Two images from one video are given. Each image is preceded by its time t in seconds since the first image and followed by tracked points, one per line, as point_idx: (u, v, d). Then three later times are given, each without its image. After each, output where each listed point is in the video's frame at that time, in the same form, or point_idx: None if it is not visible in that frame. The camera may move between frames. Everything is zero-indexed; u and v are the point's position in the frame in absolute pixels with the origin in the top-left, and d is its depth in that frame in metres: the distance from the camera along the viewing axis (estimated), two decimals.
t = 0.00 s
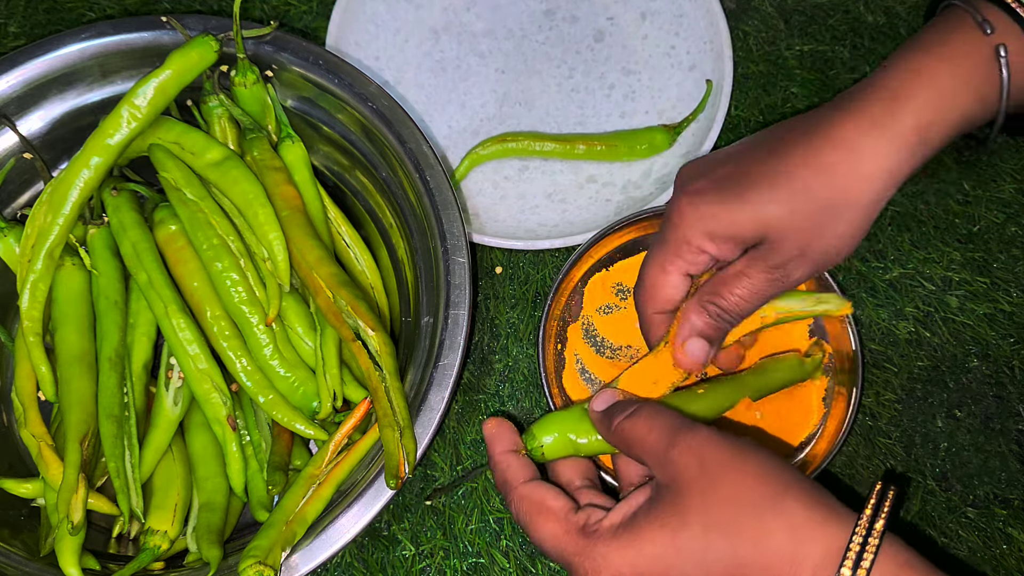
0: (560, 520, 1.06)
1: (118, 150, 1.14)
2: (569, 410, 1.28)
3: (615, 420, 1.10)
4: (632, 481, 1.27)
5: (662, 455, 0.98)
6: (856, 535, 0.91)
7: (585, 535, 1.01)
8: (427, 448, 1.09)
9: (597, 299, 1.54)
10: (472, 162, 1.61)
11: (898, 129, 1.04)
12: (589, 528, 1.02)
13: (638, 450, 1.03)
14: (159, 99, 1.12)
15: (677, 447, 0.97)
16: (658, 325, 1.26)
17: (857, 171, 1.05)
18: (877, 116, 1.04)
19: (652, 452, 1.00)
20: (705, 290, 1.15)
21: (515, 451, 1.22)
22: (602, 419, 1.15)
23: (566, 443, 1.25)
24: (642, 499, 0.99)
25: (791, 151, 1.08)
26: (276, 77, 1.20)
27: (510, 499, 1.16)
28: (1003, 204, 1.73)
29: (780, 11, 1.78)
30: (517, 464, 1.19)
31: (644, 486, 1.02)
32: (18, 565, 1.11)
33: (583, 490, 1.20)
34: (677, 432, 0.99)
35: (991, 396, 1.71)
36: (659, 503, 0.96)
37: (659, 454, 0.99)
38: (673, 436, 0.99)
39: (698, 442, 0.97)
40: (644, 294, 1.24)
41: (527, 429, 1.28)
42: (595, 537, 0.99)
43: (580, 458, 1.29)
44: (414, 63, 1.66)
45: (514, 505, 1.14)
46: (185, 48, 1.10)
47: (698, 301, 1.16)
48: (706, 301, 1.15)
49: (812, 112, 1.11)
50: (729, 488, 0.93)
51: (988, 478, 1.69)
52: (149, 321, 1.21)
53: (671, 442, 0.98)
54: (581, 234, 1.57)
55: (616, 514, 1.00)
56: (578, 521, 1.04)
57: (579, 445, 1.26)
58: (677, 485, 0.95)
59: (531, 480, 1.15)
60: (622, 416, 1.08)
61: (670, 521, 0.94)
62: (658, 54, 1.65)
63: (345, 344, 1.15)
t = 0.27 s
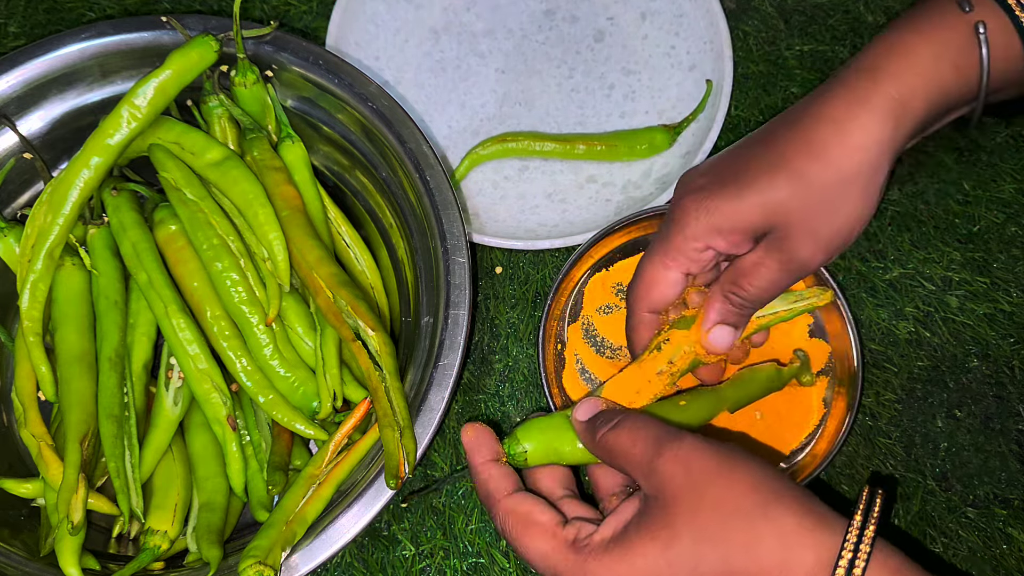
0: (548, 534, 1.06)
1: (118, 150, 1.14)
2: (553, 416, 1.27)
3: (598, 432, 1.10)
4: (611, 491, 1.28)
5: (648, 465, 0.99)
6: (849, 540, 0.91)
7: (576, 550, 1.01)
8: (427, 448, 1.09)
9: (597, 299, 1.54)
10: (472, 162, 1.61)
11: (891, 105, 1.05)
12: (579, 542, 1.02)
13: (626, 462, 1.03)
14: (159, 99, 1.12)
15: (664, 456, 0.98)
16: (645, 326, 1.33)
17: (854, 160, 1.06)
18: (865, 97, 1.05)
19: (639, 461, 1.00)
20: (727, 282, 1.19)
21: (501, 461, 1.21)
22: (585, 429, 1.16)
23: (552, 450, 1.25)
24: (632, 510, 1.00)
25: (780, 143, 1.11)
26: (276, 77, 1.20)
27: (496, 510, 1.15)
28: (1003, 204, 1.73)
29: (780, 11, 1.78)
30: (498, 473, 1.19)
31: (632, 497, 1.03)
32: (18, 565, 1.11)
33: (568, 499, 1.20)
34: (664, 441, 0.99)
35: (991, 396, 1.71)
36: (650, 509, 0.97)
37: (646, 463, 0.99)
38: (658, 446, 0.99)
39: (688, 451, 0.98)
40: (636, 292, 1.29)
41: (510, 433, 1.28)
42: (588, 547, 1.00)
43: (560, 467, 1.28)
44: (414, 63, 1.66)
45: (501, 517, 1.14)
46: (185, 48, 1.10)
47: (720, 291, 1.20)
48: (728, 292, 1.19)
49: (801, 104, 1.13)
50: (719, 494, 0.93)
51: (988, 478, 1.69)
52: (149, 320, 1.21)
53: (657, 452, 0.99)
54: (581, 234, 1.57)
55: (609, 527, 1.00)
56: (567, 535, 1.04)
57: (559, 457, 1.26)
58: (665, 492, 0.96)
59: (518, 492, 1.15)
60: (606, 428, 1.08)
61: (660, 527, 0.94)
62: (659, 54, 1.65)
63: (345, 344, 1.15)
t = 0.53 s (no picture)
0: (557, 540, 1.07)
1: (118, 150, 1.14)
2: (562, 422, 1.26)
3: (605, 435, 1.11)
4: (619, 496, 1.28)
5: (656, 470, 1.00)
6: (854, 543, 0.91)
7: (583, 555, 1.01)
8: (428, 448, 1.09)
9: (597, 299, 1.54)
10: (471, 162, 1.61)
11: (898, 91, 1.06)
12: (587, 547, 1.03)
13: (631, 465, 1.04)
14: (159, 99, 1.12)
15: (670, 462, 0.99)
16: (659, 329, 1.32)
17: (865, 153, 1.07)
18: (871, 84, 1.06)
19: (645, 466, 1.01)
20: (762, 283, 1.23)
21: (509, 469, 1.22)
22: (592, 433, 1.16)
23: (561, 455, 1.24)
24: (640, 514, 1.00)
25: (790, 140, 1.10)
26: (276, 77, 1.20)
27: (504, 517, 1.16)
28: (1003, 204, 1.73)
29: (780, 11, 1.78)
30: (506, 481, 1.19)
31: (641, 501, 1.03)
32: (18, 565, 1.11)
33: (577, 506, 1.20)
34: (671, 446, 1.00)
35: (991, 396, 1.71)
36: (657, 515, 0.97)
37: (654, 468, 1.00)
38: (666, 452, 1.00)
39: (692, 458, 0.98)
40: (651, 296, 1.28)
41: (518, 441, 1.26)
42: (595, 552, 1.00)
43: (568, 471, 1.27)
44: (414, 63, 1.66)
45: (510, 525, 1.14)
46: (185, 48, 1.10)
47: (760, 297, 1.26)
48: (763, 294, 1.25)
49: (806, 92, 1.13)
50: (721, 496, 0.94)
51: (988, 478, 1.69)
52: (149, 320, 1.21)
53: (664, 457, 1.00)
54: (581, 234, 1.57)
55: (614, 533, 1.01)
56: (574, 540, 1.05)
57: (568, 459, 1.24)
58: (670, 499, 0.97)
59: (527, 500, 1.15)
60: (613, 432, 1.09)
61: (667, 533, 0.95)
62: (658, 54, 1.65)
63: (345, 344, 1.15)
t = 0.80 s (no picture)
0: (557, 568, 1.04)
1: (118, 150, 1.14)
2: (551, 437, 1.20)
3: (609, 458, 1.05)
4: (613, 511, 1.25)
5: (664, 498, 0.93)
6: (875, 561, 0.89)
7: None
8: (428, 448, 1.09)
9: (597, 299, 1.54)
10: (471, 162, 1.61)
11: (901, 88, 1.08)
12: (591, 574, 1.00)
13: (635, 491, 0.98)
14: (159, 99, 1.12)
15: (680, 487, 0.93)
16: (681, 302, 1.31)
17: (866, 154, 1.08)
18: (902, 73, 1.08)
19: (652, 492, 0.95)
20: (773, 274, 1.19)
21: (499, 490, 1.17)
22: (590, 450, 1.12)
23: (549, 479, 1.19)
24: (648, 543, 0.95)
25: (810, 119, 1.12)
26: (276, 77, 1.21)
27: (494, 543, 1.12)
28: (1003, 204, 1.73)
29: (780, 11, 1.78)
30: (496, 505, 1.14)
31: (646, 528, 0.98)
32: (18, 565, 1.11)
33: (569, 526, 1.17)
34: (680, 472, 0.94)
35: (991, 396, 1.71)
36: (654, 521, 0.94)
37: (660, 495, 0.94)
38: (675, 478, 0.94)
39: (703, 485, 0.92)
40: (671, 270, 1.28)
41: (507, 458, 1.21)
42: None
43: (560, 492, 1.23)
44: (414, 63, 1.66)
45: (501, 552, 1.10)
46: (186, 48, 1.10)
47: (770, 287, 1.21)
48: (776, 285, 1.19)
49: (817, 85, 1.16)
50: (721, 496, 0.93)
51: (988, 478, 1.69)
52: (149, 320, 1.21)
53: (672, 483, 0.93)
54: (581, 234, 1.57)
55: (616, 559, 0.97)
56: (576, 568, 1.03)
57: (557, 479, 1.19)
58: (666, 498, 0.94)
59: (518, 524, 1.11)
60: (618, 455, 1.03)
61: (672, 562, 0.90)
62: (659, 54, 1.65)
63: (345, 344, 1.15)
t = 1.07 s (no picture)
0: (576, 496, 0.98)
1: (118, 150, 1.14)
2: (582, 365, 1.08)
3: (645, 427, 0.99)
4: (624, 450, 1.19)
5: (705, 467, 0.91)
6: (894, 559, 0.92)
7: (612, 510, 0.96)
8: (427, 448, 1.09)
9: (597, 299, 1.52)
10: (471, 162, 1.61)
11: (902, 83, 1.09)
12: (614, 502, 0.96)
13: (672, 455, 0.95)
14: (159, 99, 1.12)
15: (723, 459, 0.90)
16: (657, 290, 1.17)
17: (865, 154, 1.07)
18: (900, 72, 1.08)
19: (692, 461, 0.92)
20: (737, 251, 1.08)
21: (514, 422, 1.04)
22: (631, 409, 1.02)
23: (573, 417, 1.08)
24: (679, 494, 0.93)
25: (816, 94, 1.12)
26: (276, 77, 1.21)
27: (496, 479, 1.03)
28: (1003, 204, 1.73)
29: (780, 11, 1.78)
30: (509, 440, 1.03)
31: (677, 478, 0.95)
32: (17, 565, 1.11)
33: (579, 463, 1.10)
34: (721, 442, 0.91)
35: (991, 396, 1.71)
36: (675, 511, 0.92)
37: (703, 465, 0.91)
38: (718, 447, 0.91)
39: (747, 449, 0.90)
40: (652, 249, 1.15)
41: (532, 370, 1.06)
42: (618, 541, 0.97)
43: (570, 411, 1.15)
44: (414, 63, 1.66)
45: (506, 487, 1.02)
46: (185, 48, 1.10)
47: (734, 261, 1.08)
48: (739, 259, 1.07)
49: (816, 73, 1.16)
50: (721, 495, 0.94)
51: (988, 478, 1.69)
52: (149, 320, 1.21)
53: (714, 454, 0.91)
54: (581, 234, 1.57)
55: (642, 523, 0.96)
56: (599, 496, 0.97)
57: (581, 402, 1.06)
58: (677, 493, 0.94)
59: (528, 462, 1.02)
60: (652, 418, 0.98)
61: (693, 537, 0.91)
62: (659, 54, 1.65)
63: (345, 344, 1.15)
